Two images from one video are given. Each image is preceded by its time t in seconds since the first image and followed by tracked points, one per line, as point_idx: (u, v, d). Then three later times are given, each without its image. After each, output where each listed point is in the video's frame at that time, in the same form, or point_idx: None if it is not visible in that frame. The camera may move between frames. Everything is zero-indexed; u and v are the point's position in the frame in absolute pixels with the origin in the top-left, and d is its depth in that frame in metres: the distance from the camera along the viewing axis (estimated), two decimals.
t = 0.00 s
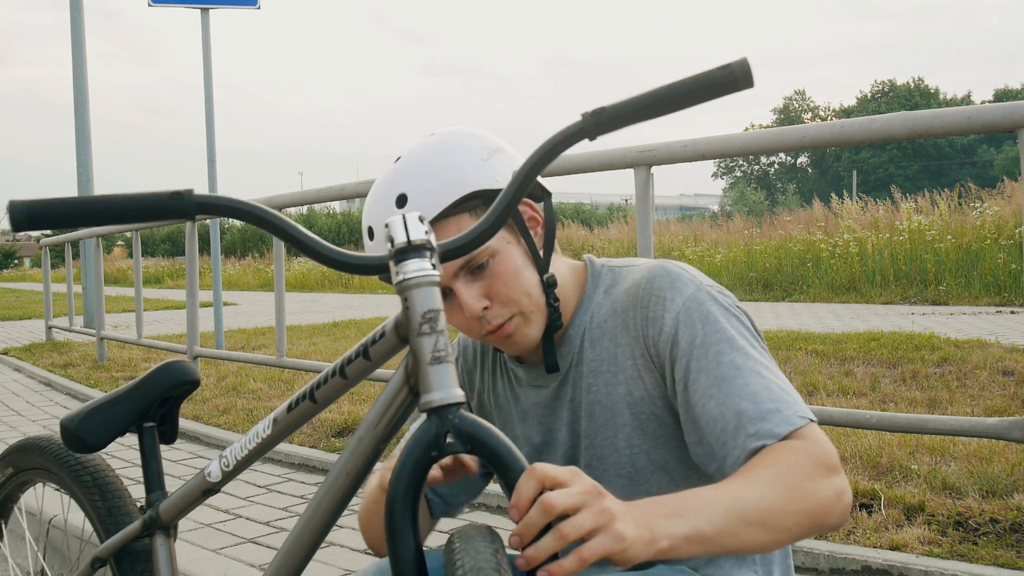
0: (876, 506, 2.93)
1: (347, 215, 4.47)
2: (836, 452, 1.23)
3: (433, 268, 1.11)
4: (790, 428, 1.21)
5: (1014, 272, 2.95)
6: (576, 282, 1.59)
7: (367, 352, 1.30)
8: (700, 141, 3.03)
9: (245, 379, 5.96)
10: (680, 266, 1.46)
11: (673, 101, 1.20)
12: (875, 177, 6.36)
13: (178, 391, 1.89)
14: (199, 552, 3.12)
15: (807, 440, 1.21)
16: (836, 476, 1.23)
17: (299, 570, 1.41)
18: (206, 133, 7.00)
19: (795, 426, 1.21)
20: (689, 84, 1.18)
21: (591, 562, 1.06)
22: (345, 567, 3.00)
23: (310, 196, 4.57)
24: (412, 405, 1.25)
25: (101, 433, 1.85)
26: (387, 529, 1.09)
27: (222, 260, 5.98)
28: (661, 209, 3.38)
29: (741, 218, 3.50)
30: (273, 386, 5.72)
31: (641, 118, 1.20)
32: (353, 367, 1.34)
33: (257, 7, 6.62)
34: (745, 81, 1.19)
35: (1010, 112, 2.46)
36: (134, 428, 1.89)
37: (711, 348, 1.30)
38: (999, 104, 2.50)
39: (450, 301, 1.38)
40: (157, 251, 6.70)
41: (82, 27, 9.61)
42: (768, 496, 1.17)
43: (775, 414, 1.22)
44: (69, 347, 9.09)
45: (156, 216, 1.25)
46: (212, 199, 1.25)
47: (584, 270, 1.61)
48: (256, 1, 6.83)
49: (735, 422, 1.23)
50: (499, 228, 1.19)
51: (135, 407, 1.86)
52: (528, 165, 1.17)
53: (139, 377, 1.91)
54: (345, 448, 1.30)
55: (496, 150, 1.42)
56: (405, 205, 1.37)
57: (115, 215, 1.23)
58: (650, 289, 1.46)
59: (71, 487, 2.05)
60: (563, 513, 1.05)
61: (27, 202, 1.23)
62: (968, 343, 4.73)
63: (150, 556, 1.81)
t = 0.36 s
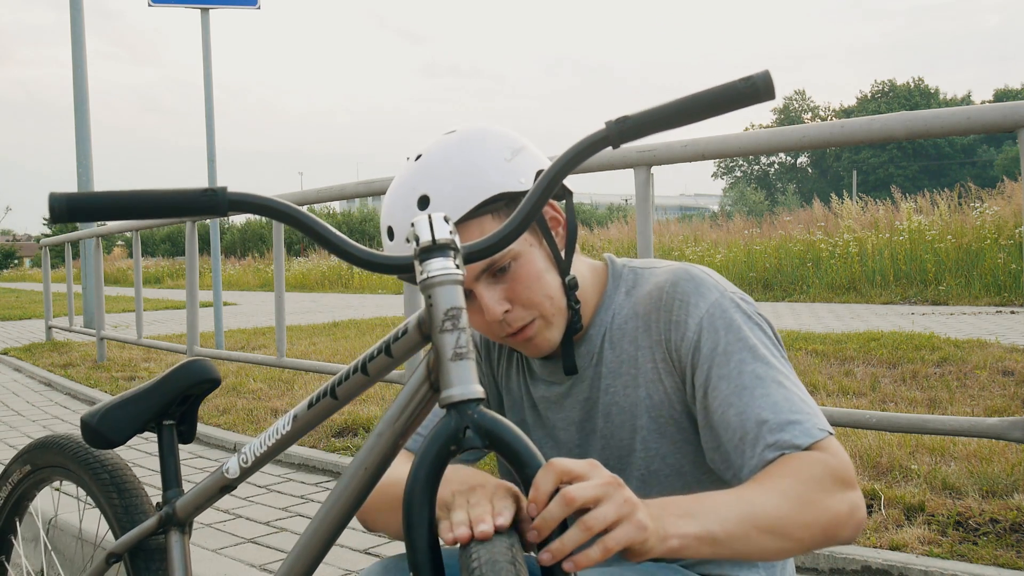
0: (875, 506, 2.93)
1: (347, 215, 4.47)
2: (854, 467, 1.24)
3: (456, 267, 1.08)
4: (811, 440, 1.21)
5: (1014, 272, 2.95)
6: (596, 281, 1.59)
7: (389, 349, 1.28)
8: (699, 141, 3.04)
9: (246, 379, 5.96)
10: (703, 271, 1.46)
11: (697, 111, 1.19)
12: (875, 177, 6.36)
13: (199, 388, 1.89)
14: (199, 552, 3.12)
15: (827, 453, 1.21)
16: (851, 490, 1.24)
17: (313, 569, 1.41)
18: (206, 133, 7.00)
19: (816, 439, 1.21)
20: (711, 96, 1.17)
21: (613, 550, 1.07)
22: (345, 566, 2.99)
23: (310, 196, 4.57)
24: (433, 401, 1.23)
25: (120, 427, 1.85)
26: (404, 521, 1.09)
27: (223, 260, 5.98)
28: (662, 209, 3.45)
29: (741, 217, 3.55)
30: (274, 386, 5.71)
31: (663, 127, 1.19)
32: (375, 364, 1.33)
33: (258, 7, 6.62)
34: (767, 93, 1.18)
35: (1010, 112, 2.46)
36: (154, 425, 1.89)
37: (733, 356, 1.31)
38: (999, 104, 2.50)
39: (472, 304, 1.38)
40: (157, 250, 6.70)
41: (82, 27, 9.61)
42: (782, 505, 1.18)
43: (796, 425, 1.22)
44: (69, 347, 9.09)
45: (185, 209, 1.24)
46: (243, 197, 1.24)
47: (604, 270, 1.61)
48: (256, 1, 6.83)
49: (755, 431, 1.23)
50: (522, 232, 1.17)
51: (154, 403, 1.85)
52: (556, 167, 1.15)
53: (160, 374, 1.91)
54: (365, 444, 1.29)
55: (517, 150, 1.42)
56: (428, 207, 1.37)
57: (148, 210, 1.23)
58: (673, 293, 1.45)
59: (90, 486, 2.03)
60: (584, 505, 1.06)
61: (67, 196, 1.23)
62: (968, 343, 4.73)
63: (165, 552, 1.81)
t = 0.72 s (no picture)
0: (875, 506, 2.93)
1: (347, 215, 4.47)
2: (864, 472, 1.24)
3: (464, 267, 1.08)
4: (821, 445, 1.21)
5: (1014, 272, 2.95)
6: (604, 283, 1.59)
7: (395, 349, 1.28)
8: (699, 141, 3.04)
9: (246, 379, 5.96)
10: (713, 273, 1.46)
11: (704, 115, 1.19)
12: (875, 177, 6.36)
13: (203, 389, 1.89)
14: (199, 552, 3.12)
15: (837, 457, 1.21)
16: (860, 495, 1.24)
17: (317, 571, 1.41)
18: (206, 133, 7.00)
19: (826, 444, 1.21)
20: (718, 100, 1.18)
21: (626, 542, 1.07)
22: (344, 566, 2.99)
23: (310, 195, 4.57)
24: (440, 401, 1.23)
25: (124, 428, 1.85)
26: (410, 520, 1.09)
27: (222, 260, 5.99)
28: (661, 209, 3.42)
29: (740, 218, 3.56)
30: (274, 386, 5.71)
31: (670, 129, 1.19)
32: (380, 364, 1.32)
33: (258, 7, 6.62)
34: (772, 98, 1.19)
35: (1010, 112, 2.46)
36: (156, 425, 1.89)
37: (743, 360, 1.31)
38: (999, 104, 2.50)
39: (482, 306, 1.38)
40: (157, 250, 6.70)
41: (82, 27, 9.61)
42: (791, 506, 1.17)
43: (806, 429, 1.22)
44: (69, 347, 9.09)
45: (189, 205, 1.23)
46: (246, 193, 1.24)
47: (612, 271, 1.61)
48: (256, 0, 6.82)
49: (765, 435, 1.23)
50: (528, 231, 1.17)
51: (159, 402, 1.85)
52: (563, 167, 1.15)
53: (165, 374, 1.90)
54: (369, 444, 1.29)
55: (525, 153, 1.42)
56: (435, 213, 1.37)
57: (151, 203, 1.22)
58: (683, 295, 1.45)
59: (94, 487, 2.04)
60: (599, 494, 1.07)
61: (66, 189, 1.20)
62: (968, 343, 4.73)
63: (168, 553, 1.81)
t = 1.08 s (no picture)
0: (875, 506, 2.93)
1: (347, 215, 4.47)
2: (863, 482, 1.23)
3: (450, 268, 1.07)
4: (819, 451, 1.20)
5: (1014, 272, 2.95)
6: (617, 281, 1.58)
7: (382, 349, 1.28)
8: (699, 142, 3.04)
9: (245, 379, 5.96)
10: (724, 275, 1.45)
11: (687, 110, 1.19)
12: (875, 177, 6.37)
13: (193, 389, 1.89)
14: (198, 552, 3.12)
15: (835, 465, 1.20)
16: (858, 504, 1.23)
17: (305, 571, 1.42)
18: (206, 133, 7.00)
19: (824, 450, 1.20)
20: (703, 94, 1.17)
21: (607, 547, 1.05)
22: (344, 566, 2.99)
23: (310, 195, 4.56)
24: (427, 402, 1.23)
25: (114, 428, 1.85)
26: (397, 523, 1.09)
27: (222, 260, 5.99)
28: (661, 208, 3.41)
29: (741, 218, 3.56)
30: (273, 386, 5.71)
31: (656, 125, 1.19)
32: (368, 364, 1.32)
33: (258, 7, 6.62)
34: (759, 90, 1.18)
35: (1010, 112, 2.46)
36: (146, 426, 1.89)
37: (747, 361, 1.30)
38: (998, 104, 2.51)
39: (487, 305, 1.38)
40: (157, 250, 6.70)
41: (82, 27, 9.61)
42: (782, 517, 1.17)
43: (806, 434, 1.21)
44: (69, 347, 9.09)
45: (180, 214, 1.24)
46: (235, 199, 1.24)
47: (625, 269, 1.61)
48: (256, 1, 6.82)
49: (764, 437, 1.23)
50: (518, 227, 1.17)
51: (149, 402, 1.85)
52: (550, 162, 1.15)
53: (155, 373, 1.91)
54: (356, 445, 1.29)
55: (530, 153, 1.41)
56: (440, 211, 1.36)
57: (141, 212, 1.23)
58: (692, 296, 1.45)
59: (84, 485, 2.03)
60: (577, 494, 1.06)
61: (60, 198, 1.24)
62: (968, 343, 4.73)
63: (159, 552, 1.81)
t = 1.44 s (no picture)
0: (876, 506, 2.92)
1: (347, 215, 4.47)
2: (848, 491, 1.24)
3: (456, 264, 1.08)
4: (814, 454, 1.20)
5: (1014, 272, 2.95)
6: (626, 278, 1.59)
7: (389, 350, 1.28)
8: (700, 141, 3.03)
9: (245, 380, 5.96)
10: (733, 274, 1.45)
11: (674, 122, 1.19)
12: (875, 177, 6.38)
13: (185, 393, 1.88)
14: (198, 552, 3.12)
15: (824, 472, 1.20)
16: (843, 513, 1.23)
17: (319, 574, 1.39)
18: (206, 134, 7.00)
19: (818, 455, 1.21)
20: (682, 108, 1.18)
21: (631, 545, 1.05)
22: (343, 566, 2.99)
23: (310, 195, 4.56)
24: (439, 403, 1.22)
25: (109, 435, 1.85)
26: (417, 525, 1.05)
27: (222, 260, 5.99)
28: (661, 208, 3.41)
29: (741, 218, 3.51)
30: (273, 386, 5.71)
31: (640, 134, 1.20)
32: (374, 366, 1.31)
33: (258, 7, 6.62)
34: (734, 109, 1.18)
35: (1010, 112, 2.46)
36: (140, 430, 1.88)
37: (752, 360, 1.31)
38: (999, 104, 2.50)
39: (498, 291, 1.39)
40: (157, 250, 6.70)
41: (82, 27, 9.61)
42: (777, 526, 1.17)
43: (803, 436, 1.21)
44: (69, 347, 9.08)
45: (168, 196, 1.18)
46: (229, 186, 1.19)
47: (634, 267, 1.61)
48: (257, 0, 6.82)
49: (760, 437, 1.23)
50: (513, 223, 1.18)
51: (143, 409, 1.84)
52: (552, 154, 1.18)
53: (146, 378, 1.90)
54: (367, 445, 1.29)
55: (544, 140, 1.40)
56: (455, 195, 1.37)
57: (125, 190, 1.15)
58: (701, 293, 1.45)
59: (82, 496, 2.02)
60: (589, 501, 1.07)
61: (22, 167, 1.10)
62: (968, 343, 4.73)
63: (159, 559, 1.80)
